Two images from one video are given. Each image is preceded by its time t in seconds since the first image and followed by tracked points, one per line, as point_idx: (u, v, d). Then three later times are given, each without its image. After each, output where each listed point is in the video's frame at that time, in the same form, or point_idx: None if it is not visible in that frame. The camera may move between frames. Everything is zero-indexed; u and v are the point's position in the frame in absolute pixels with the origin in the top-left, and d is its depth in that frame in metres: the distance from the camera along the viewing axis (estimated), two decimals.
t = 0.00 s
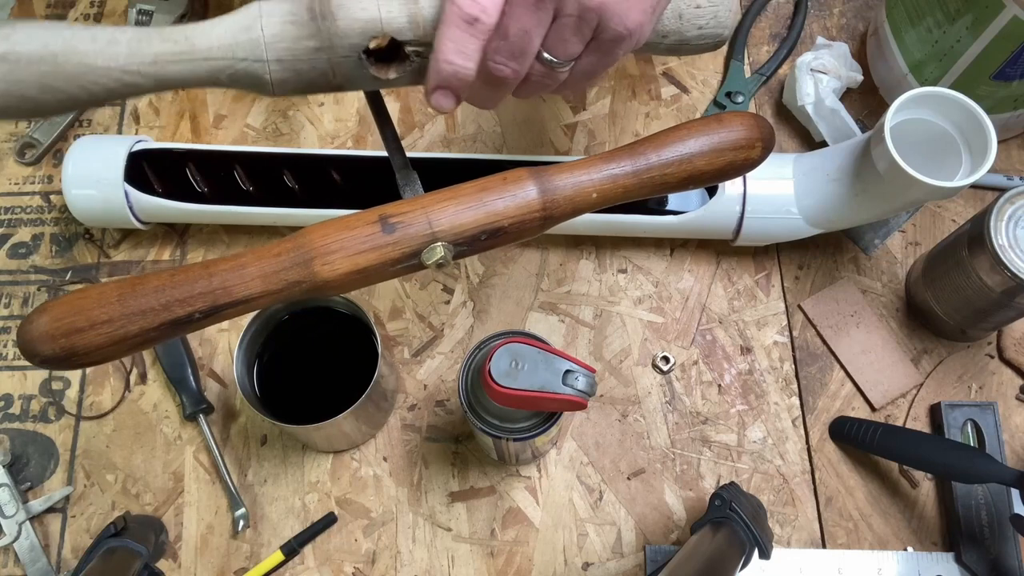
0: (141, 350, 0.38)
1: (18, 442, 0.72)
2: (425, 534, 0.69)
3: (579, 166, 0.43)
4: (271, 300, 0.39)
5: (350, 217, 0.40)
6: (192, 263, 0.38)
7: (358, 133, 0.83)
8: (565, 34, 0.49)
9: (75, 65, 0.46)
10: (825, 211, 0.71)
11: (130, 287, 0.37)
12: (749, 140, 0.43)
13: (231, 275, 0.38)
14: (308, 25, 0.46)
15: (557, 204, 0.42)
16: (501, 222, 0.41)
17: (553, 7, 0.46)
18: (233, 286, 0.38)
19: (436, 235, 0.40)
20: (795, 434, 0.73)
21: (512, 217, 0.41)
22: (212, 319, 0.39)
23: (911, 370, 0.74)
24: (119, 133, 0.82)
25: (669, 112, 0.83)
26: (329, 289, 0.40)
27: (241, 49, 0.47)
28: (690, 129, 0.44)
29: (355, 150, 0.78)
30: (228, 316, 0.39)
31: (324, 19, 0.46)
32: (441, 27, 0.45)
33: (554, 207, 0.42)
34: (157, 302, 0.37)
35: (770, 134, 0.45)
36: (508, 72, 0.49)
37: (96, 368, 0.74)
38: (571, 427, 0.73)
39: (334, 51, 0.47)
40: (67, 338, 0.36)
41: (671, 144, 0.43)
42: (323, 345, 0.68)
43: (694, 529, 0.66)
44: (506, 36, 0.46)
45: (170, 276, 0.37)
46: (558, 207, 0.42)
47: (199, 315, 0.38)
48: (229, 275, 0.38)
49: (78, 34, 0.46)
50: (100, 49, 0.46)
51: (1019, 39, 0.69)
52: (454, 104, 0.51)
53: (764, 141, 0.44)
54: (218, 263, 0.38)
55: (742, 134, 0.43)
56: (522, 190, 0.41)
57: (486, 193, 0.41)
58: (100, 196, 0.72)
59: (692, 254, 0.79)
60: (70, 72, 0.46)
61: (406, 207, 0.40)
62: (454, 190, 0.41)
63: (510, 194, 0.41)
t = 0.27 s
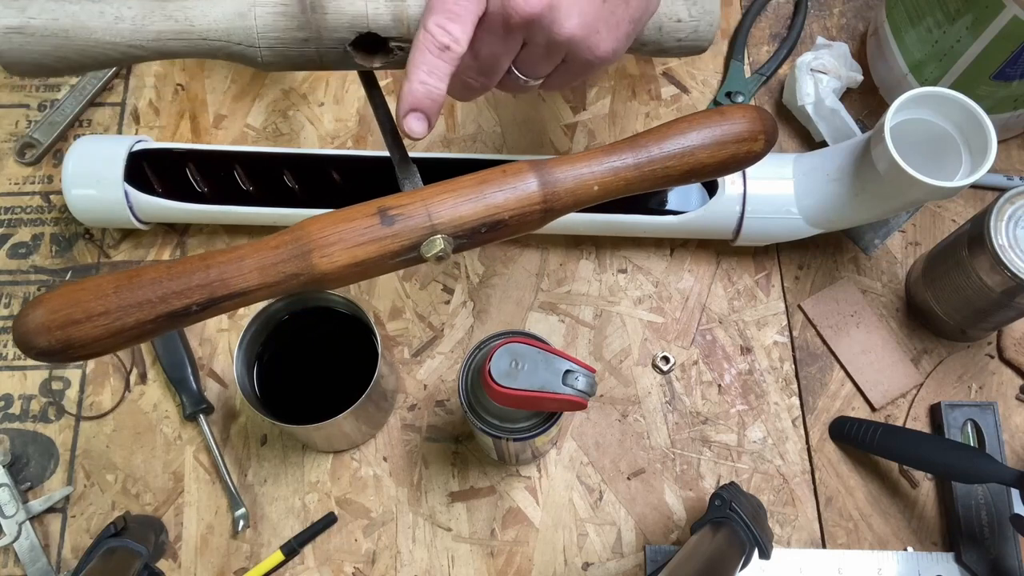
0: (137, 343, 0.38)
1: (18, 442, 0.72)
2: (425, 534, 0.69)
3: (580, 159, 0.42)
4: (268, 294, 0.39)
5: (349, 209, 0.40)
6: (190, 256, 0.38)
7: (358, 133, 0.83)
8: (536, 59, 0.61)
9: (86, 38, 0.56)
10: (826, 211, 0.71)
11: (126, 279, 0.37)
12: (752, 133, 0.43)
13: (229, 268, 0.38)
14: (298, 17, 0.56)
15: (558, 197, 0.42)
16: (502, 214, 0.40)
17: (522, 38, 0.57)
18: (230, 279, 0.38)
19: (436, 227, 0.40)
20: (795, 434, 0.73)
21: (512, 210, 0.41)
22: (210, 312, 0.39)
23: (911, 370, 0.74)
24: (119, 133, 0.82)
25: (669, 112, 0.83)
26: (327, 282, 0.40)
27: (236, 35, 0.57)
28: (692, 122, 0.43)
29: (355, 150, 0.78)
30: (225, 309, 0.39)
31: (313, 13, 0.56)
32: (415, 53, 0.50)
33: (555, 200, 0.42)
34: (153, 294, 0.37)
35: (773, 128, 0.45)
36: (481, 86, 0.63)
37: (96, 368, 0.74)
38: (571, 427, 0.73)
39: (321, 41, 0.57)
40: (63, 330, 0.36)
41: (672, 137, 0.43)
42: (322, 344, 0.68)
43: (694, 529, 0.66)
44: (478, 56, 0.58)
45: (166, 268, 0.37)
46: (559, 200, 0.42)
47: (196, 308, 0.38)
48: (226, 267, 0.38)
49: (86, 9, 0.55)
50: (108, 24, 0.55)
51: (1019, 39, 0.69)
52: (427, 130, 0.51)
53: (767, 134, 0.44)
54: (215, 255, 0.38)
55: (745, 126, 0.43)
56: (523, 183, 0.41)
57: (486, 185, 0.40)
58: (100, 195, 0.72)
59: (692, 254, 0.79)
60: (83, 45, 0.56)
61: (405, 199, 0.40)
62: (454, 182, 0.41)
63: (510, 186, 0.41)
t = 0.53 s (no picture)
0: (130, 332, 0.38)
1: (18, 442, 0.72)
2: (425, 534, 0.69)
3: (577, 149, 0.43)
4: (261, 283, 0.39)
5: (344, 199, 0.40)
6: (183, 245, 0.38)
7: (358, 133, 0.83)
8: (526, 66, 0.63)
9: (78, 34, 0.57)
10: (825, 210, 0.71)
11: (118, 268, 0.37)
12: (749, 123, 0.44)
13: (222, 257, 0.38)
14: (291, 19, 0.58)
15: (554, 187, 0.42)
16: (498, 204, 0.41)
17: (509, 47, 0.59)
18: (223, 269, 0.38)
19: (431, 217, 0.40)
20: (795, 434, 0.73)
21: (508, 200, 0.41)
22: (203, 301, 0.39)
23: (911, 370, 0.74)
24: (119, 133, 0.82)
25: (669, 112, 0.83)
26: (322, 272, 0.40)
27: (229, 34, 0.59)
28: (689, 113, 0.44)
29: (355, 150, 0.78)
30: (219, 298, 0.39)
31: (306, 15, 0.58)
32: (403, 65, 0.51)
33: (552, 190, 0.42)
34: (145, 283, 0.37)
35: (770, 119, 0.45)
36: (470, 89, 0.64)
37: (96, 368, 0.74)
38: (571, 427, 0.73)
39: (312, 43, 0.60)
40: (55, 318, 0.36)
41: (669, 128, 0.43)
42: (323, 344, 0.68)
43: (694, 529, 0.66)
44: (467, 62, 0.60)
45: (159, 257, 0.37)
46: (555, 190, 0.42)
47: (188, 296, 0.38)
48: (219, 256, 0.38)
49: (79, 8, 0.56)
50: (101, 22, 0.57)
51: (1019, 39, 0.69)
52: (415, 137, 0.51)
53: (764, 125, 0.45)
54: (209, 245, 0.38)
55: (742, 117, 0.43)
56: (519, 173, 0.41)
57: (482, 175, 0.41)
58: (100, 196, 0.72)
59: (692, 254, 0.79)
60: (76, 43, 0.57)
61: (401, 189, 0.40)
62: (450, 172, 0.41)
63: (507, 176, 0.41)
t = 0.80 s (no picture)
0: (137, 326, 0.38)
1: (18, 442, 0.72)
2: (425, 534, 0.69)
3: (581, 139, 0.43)
4: (268, 275, 0.39)
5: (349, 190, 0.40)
6: (190, 239, 0.38)
7: (358, 133, 0.83)
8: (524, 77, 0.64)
9: (75, 32, 0.57)
10: (825, 210, 0.71)
11: (125, 262, 0.37)
12: (752, 111, 0.44)
13: (228, 250, 0.38)
14: (290, 21, 0.58)
15: (559, 177, 0.42)
16: (502, 194, 0.41)
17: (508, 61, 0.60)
18: (229, 261, 0.38)
19: (436, 208, 0.40)
20: (795, 434, 0.73)
21: (513, 190, 0.41)
22: (210, 294, 0.39)
23: (911, 370, 0.74)
24: (119, 133, 0.82)
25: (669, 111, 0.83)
26: (328, 263, 0.40)
27: (227, 35, 0.59)
28: (692, 101, 0.44)
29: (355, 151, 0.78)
30: (226, 290, 0.39)
31: (305, 18, 0.58)
32: (406, 81, 0.52)
33: (556, 180, 0.42)
34: (151, 276, 0.37)
35: (772, 109, 0.45)
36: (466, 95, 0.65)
37: (96, 368, 0.74)
38: (571, 427, 0.73)
39: (311, 45, 0.60)
40: (62, 312, 0.36)
41: (673, 117, 0.43)
42: (323, 344, 0.68)
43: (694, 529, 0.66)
44: (466, 73, 0.61)
45: (166, 251, 0.37)
46: (560, 179, 0.42)
47: (195, 289, 0.38)
48: (226, 249, 0.38)
49: (75, 6, 0.56)
50: (97, 19, 0.57)
51: (1019, 39, 0.69)
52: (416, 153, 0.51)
53: (767, 113, 0.45)
54: (215, 237, 0.38)
55: (744, 105, 0.44)
56: (523, 163, 0.41)
57: (487, 166, 0.41)
58: (100, 195, 0.72)
59: (692, 254, 0.79)
60: (73, 38, 0.57)
61: (406, 180, 0.40)
62: (454, 163, 0.41)
63: (511, 166, 0.41)
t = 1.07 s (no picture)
0: (139, 327, 0.38)
1: (18, 442, 0.72)
2: (425, 534, 0.69)
3: (580, 141, 0.43)
4: (270, 277, 0.39)
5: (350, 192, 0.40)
6: (192, 240, 0.38)
7: (358, 133, 0.83)
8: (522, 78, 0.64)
9: (79, 32, 0.57)
10: (825, 210, 0.71)
11: (128, 263, 0.37)
12: (751, 113, 0.44)
13: (231, 251, 0.38)
14: (292, 23, 0.59)
15: (558, 179, 0.42)
16: (502, 196, 0.41)
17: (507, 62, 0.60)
18: (232, 263, 0.38)
19: (437, 210, 0.40)
20: (795, 434, 0.73)
21: (513, 192, 0.41)
22: (212, 296, 0.38)
23: (911, 370, 0.74)
24: (119, 133, 0.82)
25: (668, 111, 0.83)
26: (329, 265, 0.40)
27: (229, 35, 0.59)
28: (691, 103, 0.44)
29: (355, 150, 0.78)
30: (228, 292, 0.39)
31: (306, 19, 0.58)
32: (405, 82, 0.52)
33: (556, 181, 0.42)
34: (154, 278, 0.37)
35: (771, 110, 0.45)
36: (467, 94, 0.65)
37: (96, 368, 0.74)
38: (571, 427, 0.73)
39: (312, 45, 0.60)
40: (65, 314, 0.36)
41: (672, 119, 0.43)
42: (322, 344, 0.68)
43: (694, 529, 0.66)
44: (466, 75, 0.61)
45: (168, 252, 0.37)
46: (559, 181, 0.42)
47: (198, 291, 0.37)
48: (228, 251, 0.38)
49: (80, 6, 0.56)
50: (101, 19, 0.57)
51: (1019, 39, 0.69)
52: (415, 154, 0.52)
53: (765, 115, 0.45)
54: (217, 239, 0.38)
55: (743, 107, 0.44)
56: (523, 165, 0.41)
57: (487, 168, 0.41)
58: (100, 195, 0.72)
59: (692, 254, 0.79)
60: (76, 37, 0.57)
61: (406, 182, 0.40)
62: (454, 166, 0.41)
63: (511, 168, 0.41)
